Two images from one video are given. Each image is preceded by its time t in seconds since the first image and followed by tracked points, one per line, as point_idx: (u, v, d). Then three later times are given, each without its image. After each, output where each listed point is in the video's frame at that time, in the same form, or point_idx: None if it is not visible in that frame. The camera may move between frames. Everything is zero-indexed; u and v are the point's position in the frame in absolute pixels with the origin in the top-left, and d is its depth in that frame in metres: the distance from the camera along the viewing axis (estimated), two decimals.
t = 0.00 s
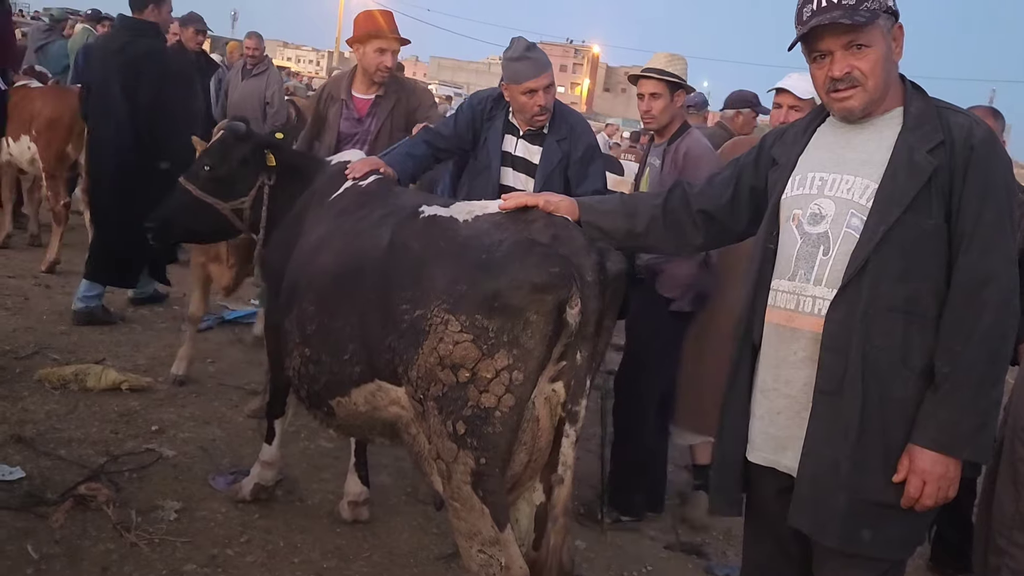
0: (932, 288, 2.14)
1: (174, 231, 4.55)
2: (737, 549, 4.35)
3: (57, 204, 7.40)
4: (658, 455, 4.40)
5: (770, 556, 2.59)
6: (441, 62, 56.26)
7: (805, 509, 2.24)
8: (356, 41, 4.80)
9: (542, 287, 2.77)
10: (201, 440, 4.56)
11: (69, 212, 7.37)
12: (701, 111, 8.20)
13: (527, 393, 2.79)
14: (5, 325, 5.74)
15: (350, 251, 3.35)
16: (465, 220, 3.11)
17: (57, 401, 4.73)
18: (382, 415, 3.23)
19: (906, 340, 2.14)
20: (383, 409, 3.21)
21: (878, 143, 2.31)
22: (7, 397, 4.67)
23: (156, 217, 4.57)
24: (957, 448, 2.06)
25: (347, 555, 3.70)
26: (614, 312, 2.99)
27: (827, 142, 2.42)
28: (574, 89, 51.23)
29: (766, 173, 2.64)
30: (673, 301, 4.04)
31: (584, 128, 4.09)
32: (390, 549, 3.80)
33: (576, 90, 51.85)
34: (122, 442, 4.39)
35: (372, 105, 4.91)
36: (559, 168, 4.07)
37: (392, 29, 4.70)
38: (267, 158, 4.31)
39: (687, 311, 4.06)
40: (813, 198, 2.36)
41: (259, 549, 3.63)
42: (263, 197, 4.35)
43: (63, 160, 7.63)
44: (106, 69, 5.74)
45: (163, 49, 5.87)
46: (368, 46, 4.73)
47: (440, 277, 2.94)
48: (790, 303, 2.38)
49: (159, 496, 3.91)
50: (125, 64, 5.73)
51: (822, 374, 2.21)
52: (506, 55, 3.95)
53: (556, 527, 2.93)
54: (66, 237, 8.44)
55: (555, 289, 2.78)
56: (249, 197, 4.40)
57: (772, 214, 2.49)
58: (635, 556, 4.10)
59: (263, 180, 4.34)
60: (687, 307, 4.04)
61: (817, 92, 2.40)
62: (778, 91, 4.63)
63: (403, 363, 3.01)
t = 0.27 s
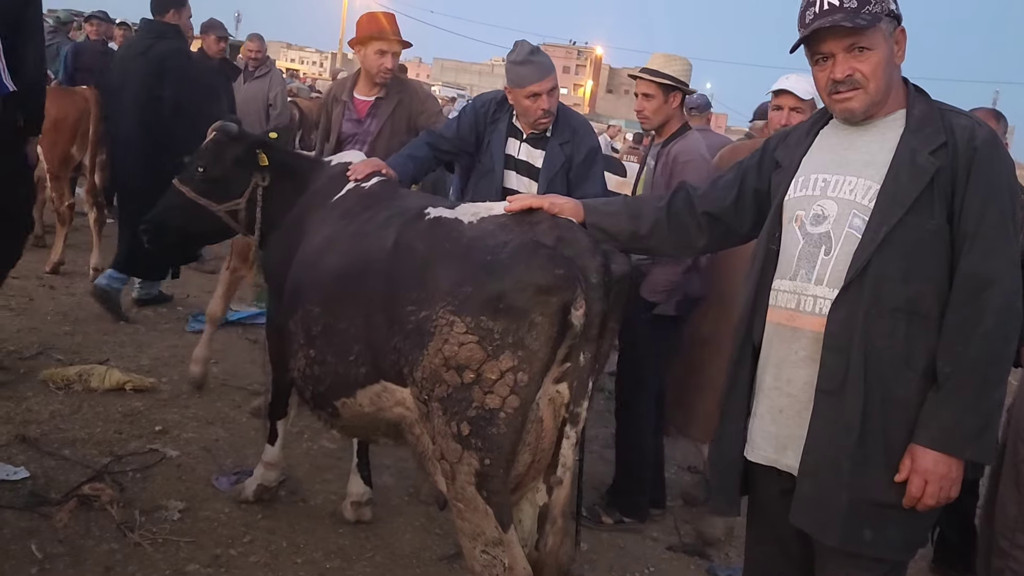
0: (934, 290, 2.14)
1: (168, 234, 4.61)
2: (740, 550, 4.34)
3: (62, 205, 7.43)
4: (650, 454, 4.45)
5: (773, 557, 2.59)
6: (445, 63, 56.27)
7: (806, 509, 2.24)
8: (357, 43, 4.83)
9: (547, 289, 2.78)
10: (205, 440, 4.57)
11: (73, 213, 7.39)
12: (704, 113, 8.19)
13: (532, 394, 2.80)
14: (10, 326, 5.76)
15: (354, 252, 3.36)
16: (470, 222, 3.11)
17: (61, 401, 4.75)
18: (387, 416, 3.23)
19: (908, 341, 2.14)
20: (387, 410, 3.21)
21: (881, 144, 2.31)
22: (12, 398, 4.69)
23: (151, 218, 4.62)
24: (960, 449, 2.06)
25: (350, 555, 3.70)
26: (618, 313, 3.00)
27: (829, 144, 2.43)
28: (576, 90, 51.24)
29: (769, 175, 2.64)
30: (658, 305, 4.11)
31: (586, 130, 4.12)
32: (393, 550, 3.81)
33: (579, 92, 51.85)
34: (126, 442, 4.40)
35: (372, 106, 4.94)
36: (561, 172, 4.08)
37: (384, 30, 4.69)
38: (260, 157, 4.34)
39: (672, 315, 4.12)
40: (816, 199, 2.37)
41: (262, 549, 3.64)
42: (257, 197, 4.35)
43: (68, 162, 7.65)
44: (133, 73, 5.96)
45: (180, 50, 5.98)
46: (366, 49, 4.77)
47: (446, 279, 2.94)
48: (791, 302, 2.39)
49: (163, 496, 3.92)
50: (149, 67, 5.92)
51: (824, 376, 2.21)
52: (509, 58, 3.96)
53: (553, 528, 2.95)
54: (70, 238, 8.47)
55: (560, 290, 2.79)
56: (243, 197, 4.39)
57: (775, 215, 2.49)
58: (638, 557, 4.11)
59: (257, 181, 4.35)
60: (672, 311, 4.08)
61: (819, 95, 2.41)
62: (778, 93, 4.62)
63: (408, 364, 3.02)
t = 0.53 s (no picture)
0: (937, 292, 2.14)
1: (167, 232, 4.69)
2: (742, 552, 4.34)
3: (68, 205, 7.49)
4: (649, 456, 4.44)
5: (775, 558, 2.60)
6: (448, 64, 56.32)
7: (808, 509, 2.24)
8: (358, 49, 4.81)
9: (552, 289, 2.79)
10: (208, 440, 4.58)
11: (78, 213, 7.42)
12: (706, 114, 8.18)
13: (537, 395, 2.81)
14: (14, 326, 5.78)
15: (359, 253, 3.37)
16: (475, 223, 3.12)
17: (66, 401, 4.76)
18: (391, 417, 3.24)
19: (912, 343, 2.14)
20: (391, 410, 3.22)
21: (885, 146, 2.31)
22: (16, 397, 4.70)
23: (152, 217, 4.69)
24: (962, 451, 2.07)
25: (352, 556, 3.71)
26: (623, 314, 3.00)
27: (833, 145, 2.43)
28: (580, 92, 51.24)
29: (773, 176, 2.65)
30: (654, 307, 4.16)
31: (591, 130, 4.10)
32: (395, 550, 3.81)
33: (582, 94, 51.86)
34: (129, 442, 4.41)
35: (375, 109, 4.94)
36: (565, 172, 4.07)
37: (387, 33, 4.68)
38: (256, 157, 4.34)
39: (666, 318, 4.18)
40: (820, 200, 2.37)
41: (265, 549, 3.65)
42: (254, 198, 4.36)
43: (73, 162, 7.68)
44: (155, 75, 6.07)
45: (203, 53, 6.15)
46: (367, 54, 4.74)
47: (451, 280, 2.95)
48: (793, 302, 2.39)
49: (166, 496, 3.93)
50: (171, 69, 6.07)
51: (827, 377, 2.22)
52: (511, 55, 3.96)
53: (553, 531, 2.97)
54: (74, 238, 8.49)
55: (565, 292, 2.80)
56: (239, 198, 4.42)
57: (779, 215, 2.50)
58: (640, 559, 4.11)
59: (254, 183, 4.36)
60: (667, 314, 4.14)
61: (823, 96, 2.41)
62: (776, 97, 4.62)
63: (413, 365, 3.02)
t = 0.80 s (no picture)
0: (940, 294, 2.15)
1: (169, 234, 4.69)
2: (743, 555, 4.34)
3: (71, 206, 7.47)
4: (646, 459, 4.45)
5: (776, 560, 2.60)
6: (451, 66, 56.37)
7: (808, 511, 2.25)
8: (376, 51, 4.83)
9: (556, 291, 2.80)
10: (210, 441, 4.59)
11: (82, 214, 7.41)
12: (708, 117, 8.18)
13: (539, 396, 2.81)
14: (17, 325, 5.79)
15: (363, 254, 3.37)
16: (478, 225, 3.12)
17: (68, 401, 4.78)
18: (394, 418, 3.25)
19: (914, 345, 2.15)
20: (394, 411, 3.23)
21: (888, 149, 2.32)
22: (19, 397, 4.71)
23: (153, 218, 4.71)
24: (963, 454, 2.07)
25: (354, 557, 3.71)
26: (626, 316, 3.01)
27: (837, 148, 2.44)
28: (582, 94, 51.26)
29: (777, 179, 2.65)
30: (646, 308, 4.19)
31: (597, 129, 4.13)
32: (396, 551, 3.82)
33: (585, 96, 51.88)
34: (132, 442, 4.42)
35: (389, 111, 4.96)
36: (571, 171, 4.09)
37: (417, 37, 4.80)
38: (257, 157, 4.34)
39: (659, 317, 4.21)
40: (823, 202, 2.38)
41: (266, 550, 3.65)
42: (255, 200, 4.37)
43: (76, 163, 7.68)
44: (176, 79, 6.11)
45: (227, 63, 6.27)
46: (388, 54, 4.76)
47: (455, 281, 2.96)
48: (795, 304, 2.39)
49: (168, 496, 3.94)
50: (194, 75, 6.13)
51: (828, 379, 2.22)
52: (518, 49, 4.01)
53: (556, 535, 2.92)
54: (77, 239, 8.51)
55: (569, 293, 2.81)
56: (240, 199, 4.43)
57: (782, 218, 2.51)
58: (641, 561, 4.11)
59: (254, 184, 4.37)
60: (659, 314, 4.18)
61: (828, 99, 2.42)
62: (791, 98, 4.62)
63: (416, 365, 3.03)
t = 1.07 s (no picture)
0: (937, 299, 2.15)
1: (166, 236, 4.59)
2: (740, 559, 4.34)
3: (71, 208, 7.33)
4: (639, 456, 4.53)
5: (773, 565, 2.60)
6: (451, 68, 56.40)
7: (804, 516, 2.25)
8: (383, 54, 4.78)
9: (556, 293, 2.79)
10: (208, 443, 4.59)
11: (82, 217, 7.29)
12: (706, 120, 8.17)
13: (538, 398, 2.81)
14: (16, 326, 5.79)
15: (363, 257, 3.37)
16: (479, 228, 3.12)
17: (67, 402, 4.77)
18: (392, 420, 3.25)
19: (911, 350, 2.15)
20: (392, 413, 3.23)
21: (887, 154, 2.32)
22: (17, 398, 4.71)
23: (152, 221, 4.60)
24: (959, 459, 2.07)
25: (351, 560, 3.71)
26: (625, 318, 3.01)
27: (835, 153, 2.44)
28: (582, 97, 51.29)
29: (776, 184, 2.66)
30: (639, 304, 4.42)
31: (598, 133, 4.13)
32: (393, 554, 3.82)
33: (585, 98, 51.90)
34: (130, 444, 4.42)
35: (394, 114, 4.96)
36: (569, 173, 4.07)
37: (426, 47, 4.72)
38: (259, 157, 4.36)
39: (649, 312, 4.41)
40: (821, 207, 2.38)
41: (263, 552, 3.65)
42: (256, 200, 4.40)
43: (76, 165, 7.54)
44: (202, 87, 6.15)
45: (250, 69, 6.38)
46: (396, 61, 4.74)
47: (454, 283, 2.96)
48: (792, 308, 2.39)
49: (166, 498, 3.93)
50: (220, 83, 6.20)
51: (825, 384, 2.22)
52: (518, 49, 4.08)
53: (562, 536, 2.96)
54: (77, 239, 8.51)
55: (568, 295, 2.80)
56: (241, 200, 4.43)
57: (779, 222, 2.51)
58: (639, 565, 4.11)
59: (255, 185, 4.39)
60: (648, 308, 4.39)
61: (827, 104, 2.42)
62: (798, 103, 4.62)
63: (416, 367, 3.03)
